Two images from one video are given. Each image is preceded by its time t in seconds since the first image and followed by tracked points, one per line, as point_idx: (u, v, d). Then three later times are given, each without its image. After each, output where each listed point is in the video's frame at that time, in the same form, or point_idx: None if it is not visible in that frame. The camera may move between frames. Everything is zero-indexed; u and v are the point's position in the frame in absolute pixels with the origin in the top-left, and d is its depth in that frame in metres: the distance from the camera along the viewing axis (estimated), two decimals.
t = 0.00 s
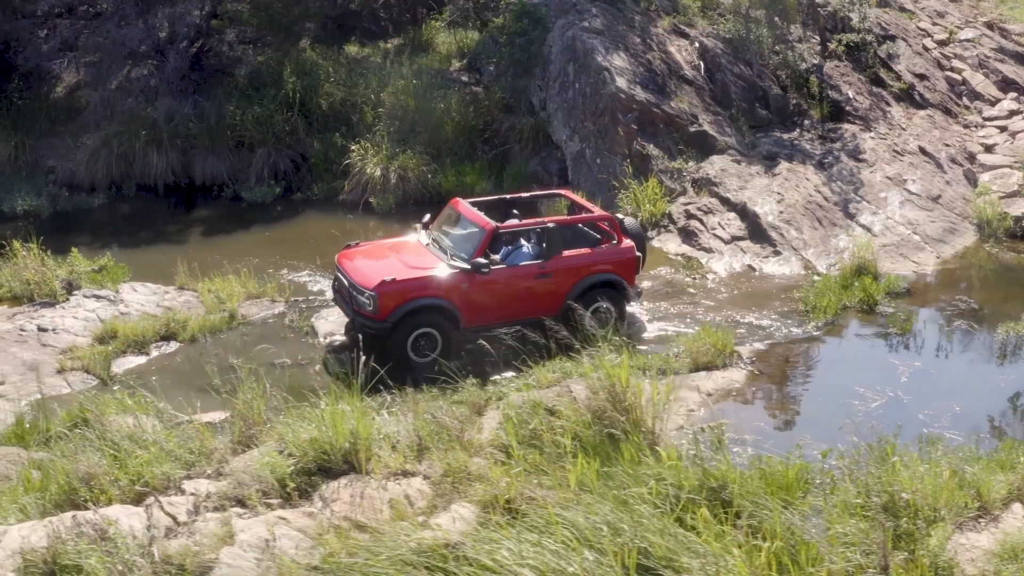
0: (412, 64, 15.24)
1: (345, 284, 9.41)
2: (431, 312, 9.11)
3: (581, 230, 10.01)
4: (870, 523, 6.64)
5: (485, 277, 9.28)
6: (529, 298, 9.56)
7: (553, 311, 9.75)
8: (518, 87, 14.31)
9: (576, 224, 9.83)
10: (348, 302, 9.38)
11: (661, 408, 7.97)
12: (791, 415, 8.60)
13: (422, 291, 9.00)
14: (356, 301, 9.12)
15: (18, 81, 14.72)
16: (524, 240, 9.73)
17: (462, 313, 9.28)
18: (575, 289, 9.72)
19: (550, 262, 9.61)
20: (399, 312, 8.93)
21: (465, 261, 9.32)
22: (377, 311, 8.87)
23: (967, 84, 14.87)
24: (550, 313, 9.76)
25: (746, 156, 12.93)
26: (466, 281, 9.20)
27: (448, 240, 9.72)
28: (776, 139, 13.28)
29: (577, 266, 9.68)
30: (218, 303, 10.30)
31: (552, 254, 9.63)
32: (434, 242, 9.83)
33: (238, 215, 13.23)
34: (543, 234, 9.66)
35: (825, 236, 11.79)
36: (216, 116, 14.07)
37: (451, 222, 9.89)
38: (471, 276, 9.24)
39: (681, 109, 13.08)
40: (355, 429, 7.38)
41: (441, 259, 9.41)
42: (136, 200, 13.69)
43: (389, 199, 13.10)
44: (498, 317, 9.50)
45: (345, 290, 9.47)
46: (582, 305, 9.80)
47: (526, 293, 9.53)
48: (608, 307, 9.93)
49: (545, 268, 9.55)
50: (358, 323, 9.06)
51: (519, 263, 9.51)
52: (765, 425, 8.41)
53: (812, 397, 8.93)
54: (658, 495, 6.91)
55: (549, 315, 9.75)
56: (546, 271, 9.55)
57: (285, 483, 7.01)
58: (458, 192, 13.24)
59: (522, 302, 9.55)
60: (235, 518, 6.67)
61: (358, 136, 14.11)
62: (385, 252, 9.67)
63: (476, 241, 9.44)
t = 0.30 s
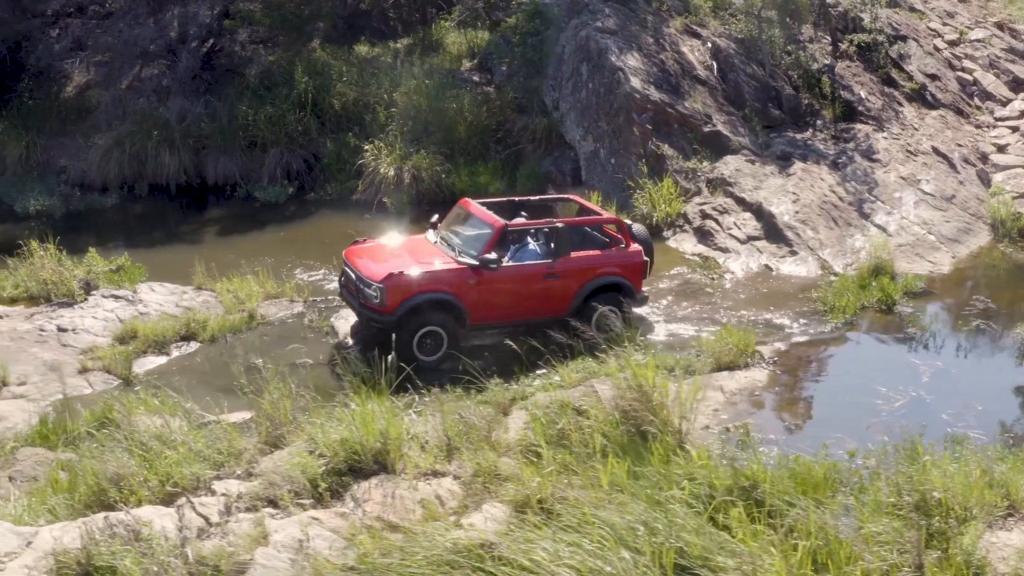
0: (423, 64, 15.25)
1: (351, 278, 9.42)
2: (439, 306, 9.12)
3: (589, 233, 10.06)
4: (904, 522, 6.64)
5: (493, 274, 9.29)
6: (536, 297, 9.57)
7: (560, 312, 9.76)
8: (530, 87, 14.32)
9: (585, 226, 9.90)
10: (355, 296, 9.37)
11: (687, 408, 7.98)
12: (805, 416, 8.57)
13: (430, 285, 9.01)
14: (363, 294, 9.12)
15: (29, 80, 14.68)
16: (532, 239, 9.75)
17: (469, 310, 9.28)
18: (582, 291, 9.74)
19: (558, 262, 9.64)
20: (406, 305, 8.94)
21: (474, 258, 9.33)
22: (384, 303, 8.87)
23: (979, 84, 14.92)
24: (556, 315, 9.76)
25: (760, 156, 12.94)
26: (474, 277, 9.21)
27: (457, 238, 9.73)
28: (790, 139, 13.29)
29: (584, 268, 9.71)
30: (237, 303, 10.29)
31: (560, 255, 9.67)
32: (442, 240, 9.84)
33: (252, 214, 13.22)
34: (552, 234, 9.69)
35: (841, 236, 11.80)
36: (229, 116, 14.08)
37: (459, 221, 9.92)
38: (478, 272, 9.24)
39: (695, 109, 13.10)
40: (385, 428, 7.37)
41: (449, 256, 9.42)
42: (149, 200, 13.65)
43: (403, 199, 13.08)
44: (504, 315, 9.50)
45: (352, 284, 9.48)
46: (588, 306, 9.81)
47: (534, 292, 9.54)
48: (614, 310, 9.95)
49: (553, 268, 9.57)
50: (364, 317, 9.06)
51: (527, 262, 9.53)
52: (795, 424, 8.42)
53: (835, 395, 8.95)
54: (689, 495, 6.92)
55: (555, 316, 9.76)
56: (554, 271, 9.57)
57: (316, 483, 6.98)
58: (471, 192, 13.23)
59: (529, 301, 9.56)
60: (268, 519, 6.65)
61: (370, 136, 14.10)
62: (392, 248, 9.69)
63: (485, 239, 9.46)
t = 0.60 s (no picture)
0: (436, 64, 15.23)
1: (364, 273, 9.42)
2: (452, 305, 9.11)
3: (604, 235, 9.99)
4: (942, 521, 6.68)
5: (508, 275, 9.25)
6: (549, 299, 9.53)
7: (572, 315, 9.72)
8: (544, 87, 14.31)
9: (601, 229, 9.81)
10: (367, 291, 9.37)
11: (717, 408, 7.99)
12: (833, 416, 8.56)
13: (444, 284, 9.00)
14: (376, 291, 9.12)
15: (40, 80, 14.79)
16: (546, 240, 9.69)
17: (482, 310, 9.26)
18: (595, 294, 9.69)
19: (572, 264, 9.59)
20: (420, 303, 8.93)
21: (488, 258, 9.30)
22: (398, 301, 8.87)
23: (991, 84, 14.98)
24: (568, 317, 9.73)
25: (776, 156, 12.96)
26: (488, 277, 9.18)
27: (471, 236, 9.70)
28: (805, 139, 13.30)
29: (599, 271, 9.64)
30: (260, 303, 10.27)
31: (575, 257, 9.60)
32: (456, 238, 9.82)
33: (268, 214, 13.20)
34: (567, 236, 9.63)
35: (860, 236, 11.82)
36: (243, 116, 14.08)
37: (473, 219, 9.89)
38: (493, 272, 9.21)
39: (711, 109, 13.11)
40: (420, 428, 7.35)
41: (464, 254, 9.40)
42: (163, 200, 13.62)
43: (419, 199, 13.07)
44: (516, 316, 9.48)
45: (365, 279, 9.48)
46: (600, 310, 9.76)
47: (547, 294, 9.50)
48: (626, 314, 9.89)
49: (568, 270, 9.52)
50: (377, 313, 9.05)
51: (541, 264, 9.49)
52: (825, 422, 8.44)
53: (861, 395, 8.96)
54: (726, 495, 6.93)
55: (567, 319, 9.72)
56: (568, 273, 9.52)
57: (353, 483, 6.96)
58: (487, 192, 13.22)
59: (541, 303, 9.52)
60: (307, 519, 6.63)
61: (385, 136, 14.08)
62: (406, 244, 9.68)
63: (500, 238, 9.42)
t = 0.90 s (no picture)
0: (448, 64, 15.23)
1: (375, 274, 9.33)
2: (464, 305, 9.04)
3: (614, 231, 9.96)
4: (975, 519, 6.67)
5: (520, 273, 9.20)
6: (561, 296, 9.50)
7: (584, 312, 9.69)
8: (557, 87, 14.31)
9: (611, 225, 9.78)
10: (378, 292, 9.29)
11: (743, 407, 8.01)
12: (857, 415, 8.56)
13: (456, 283, 8.92)
14: (388, 291, 9.04)
15: (51, 80, 14.87)
16: (558, 237, 9.66)
17: (495, 309, 9.20)
18: (606, 290, 9.66)
19: (583, 261, 9.55)
20: (432, 303, 8.85)
21: (500, 256, 9.24)
22: (411, 301, 8.79)
23: (1003, 84, 15.03)
24: (581, 314, 9.70)
25: (790, 156, 12.98)
26: (501, 276, 9.12)
27: (482, 235, 9.64)
28: (819, 139, 13.31)
29: (610, 267, 9.62)
30: (280, 303, 10.26)
31: (587, 253, 9.57)
32: (467, 237, 9.75)
33: (282, 214, 13.21)
34: (579, 233, 9.60)
35: (876, 236, 11.84)
36: (255, 115, 14.11)
37: (483, 216, 9.82)
38: (505, 271, 9.16)
39: (725, 109, 13.13)
40: (452, 428, 7.36)
41: (475, 253, 9.33)
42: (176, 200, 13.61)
43: (433, 199, 13.06)
44: (529, 314, 9.43)
45: (375, 280, 9.39)
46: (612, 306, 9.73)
47: (559, 291, 9.46)
48: (638, 310, 9.87)
49: (580, 267, 9.48)
50: (389, 314, 8.97)
51: (553, 261, 9.44)
52: (849, 421, 8.43)
53: (884, 394, 8.97)
54: (759, 496, 6.94)
55: (579, 315, 9.69)
56: (580, 271, 9.49)
57: (387, 483, 6.95)
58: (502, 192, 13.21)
59: (554, 300, 9.48)
60: (341, 519, 6.61)
61: (398, 135, 14.07)
62: (415, 243, 9.60)
63: (511, 236, 9.37)
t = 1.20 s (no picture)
0: (461, 65, 15.23)
1: (388, 276, 9.32)
2: (479, 306, 9.04)
3: (627, 229, 9.95)
4: (1013, 517, 6.66)
5: (534, 273, 9.19)
6: (575, 296, 9.49)
7: (598, 311, 9.69)
8: (572, 86, 14.31)
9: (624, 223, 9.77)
10: (392, 295, 9.29)
11: (774, 407, 8.03)
12: (885, 415, 8.56)
13: (470, 284, 8.91)
14: (402, 294, 9.04)
15: (65, 79, 14.86)
16: (571, 236, 9.67)
17: (509, 309, 9.19)
18: (620, 288, 9.65)
19: (597, 259, 9.54)
20: (447, 304, 8.84)
21: (514, 256, 9.22)
22: (425, 303, 8.78)
23: (1017, 85, 15.08)
24: (595, 313, 9.69)
25: (807, 156, 13.01)
26: (515, 276, 9.11)
27: (494, 235, 9.62)
28: (835, 139, 13.33)
29: (624, 265, 9.60)
30: (303, 303, 10.25)
31: (600, 252, 9.56)
32: (479, 237, 9.73)
33: (298, 214, 13.20)
34: (591, 232, 9.59)
35: (895, 236, 11.87)
36: (270, 115, 14.09)
37: (495, 217, 9.80)
38: (519, 271, 9.14)
39: (742, 109, 13.15)
40: (488, 427, 7.35)
41: (488, 254, 9.31)
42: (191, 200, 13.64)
43: (450, 199, 13.06)
44: (544, 314, 9.42)
45: (389, 283, 9.38)
46: (627, 305, 9.71)
47: (573, 290, 9.45)
48: (653, 307, 9.85)
49: (593, 266, 9.47)
50: (404, 316, 8.97)
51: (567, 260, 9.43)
52: (878, 421, 8.44)
53: (911, 394, 8.97)
54: (796, 495, 6.94)
55: (594, 314, 9.69)
56: (594, 269, 9.48)
57: (426, 483, 6.94)
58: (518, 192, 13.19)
59: (568, 300, 9.48)
60: (382, 519, 6.60)
61: (413, 135, 14.07)
62: (428, 244, 9.58)
63: (525, 236, 9.35)
